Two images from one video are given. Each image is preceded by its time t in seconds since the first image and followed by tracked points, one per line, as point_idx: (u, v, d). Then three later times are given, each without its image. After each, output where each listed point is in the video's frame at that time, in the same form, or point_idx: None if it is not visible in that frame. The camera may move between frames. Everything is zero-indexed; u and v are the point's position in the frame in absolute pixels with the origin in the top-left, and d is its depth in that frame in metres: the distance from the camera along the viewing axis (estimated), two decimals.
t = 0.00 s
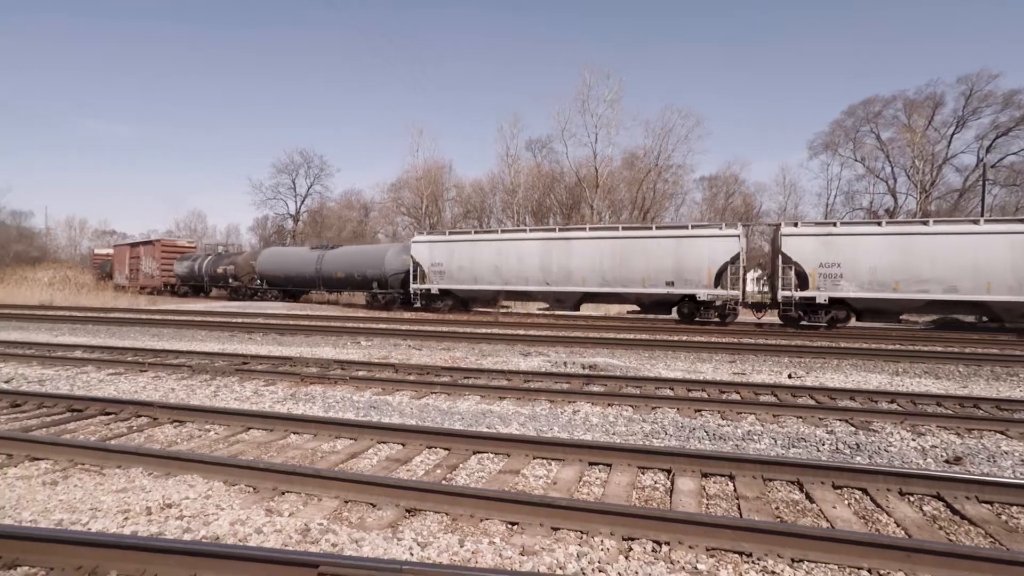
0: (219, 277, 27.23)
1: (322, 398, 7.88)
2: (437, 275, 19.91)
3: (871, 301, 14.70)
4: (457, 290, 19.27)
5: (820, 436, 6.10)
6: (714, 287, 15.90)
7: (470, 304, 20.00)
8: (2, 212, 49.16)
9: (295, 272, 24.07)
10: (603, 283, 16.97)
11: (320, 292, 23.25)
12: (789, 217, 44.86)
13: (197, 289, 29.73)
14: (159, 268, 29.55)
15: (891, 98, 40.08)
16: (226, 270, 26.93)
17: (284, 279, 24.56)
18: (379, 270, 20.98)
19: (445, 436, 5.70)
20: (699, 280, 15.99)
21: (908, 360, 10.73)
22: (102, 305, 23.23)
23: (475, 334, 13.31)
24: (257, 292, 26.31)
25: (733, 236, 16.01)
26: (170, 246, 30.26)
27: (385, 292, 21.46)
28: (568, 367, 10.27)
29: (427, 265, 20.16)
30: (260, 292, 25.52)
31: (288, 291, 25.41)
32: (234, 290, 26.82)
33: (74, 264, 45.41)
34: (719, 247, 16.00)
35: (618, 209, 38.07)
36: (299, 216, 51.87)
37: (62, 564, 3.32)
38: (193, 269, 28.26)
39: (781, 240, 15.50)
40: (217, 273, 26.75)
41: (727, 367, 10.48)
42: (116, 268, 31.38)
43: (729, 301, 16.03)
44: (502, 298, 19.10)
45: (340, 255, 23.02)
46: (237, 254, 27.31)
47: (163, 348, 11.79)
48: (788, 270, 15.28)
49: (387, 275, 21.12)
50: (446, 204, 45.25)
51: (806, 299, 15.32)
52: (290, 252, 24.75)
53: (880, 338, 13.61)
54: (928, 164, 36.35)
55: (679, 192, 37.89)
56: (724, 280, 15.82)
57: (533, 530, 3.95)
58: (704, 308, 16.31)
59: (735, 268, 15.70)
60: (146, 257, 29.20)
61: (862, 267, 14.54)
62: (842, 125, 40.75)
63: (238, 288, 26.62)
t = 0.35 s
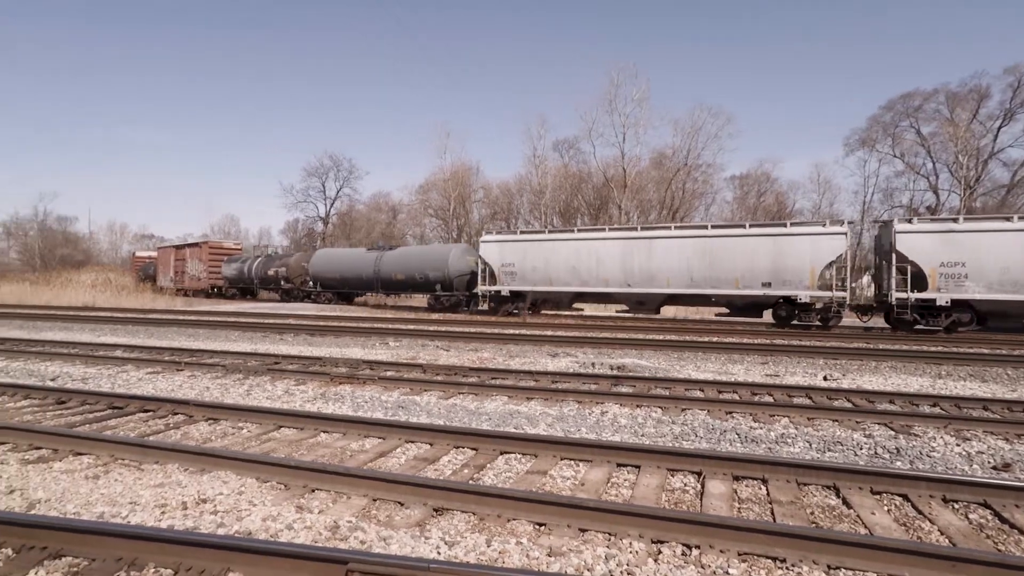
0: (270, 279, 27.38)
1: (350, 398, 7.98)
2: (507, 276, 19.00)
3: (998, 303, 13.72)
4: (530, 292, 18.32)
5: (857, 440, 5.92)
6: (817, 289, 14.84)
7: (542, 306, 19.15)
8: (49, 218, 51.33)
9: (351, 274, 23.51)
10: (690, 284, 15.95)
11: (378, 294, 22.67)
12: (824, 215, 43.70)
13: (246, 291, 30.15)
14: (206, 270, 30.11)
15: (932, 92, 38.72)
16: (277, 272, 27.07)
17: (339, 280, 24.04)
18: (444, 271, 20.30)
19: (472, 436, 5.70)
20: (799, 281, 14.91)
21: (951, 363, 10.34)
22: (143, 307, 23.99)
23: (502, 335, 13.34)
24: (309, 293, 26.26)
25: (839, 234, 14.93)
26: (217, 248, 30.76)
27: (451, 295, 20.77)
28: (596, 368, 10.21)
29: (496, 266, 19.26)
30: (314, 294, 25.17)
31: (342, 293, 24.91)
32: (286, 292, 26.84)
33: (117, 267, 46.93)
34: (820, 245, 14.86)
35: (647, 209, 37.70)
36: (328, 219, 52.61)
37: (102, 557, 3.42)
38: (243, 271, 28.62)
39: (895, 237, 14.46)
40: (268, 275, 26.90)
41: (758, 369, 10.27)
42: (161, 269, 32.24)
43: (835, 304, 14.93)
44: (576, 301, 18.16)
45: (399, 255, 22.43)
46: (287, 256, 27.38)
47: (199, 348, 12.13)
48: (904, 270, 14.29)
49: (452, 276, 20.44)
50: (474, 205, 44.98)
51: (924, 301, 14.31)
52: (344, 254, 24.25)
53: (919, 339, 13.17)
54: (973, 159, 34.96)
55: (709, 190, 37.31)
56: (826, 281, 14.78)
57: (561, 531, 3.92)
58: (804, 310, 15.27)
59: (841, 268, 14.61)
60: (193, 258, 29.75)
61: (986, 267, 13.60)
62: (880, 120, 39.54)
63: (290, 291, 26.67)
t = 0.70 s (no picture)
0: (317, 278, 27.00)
1: (376, 394, 8.05)
2: (580, 276, 17.96)
3: None
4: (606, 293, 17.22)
5: (894, 442, 5.73)
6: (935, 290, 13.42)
7: (614, 307, 18.10)
8: (87, 219, 52.92)
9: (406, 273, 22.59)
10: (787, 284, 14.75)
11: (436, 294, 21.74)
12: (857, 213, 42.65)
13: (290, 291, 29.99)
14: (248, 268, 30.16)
15: (973, 84, 37.31)
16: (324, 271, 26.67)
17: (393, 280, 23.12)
18: (509, 270, 19.29)
19: (496, 433, 5.69)
20: (914, 282, 13.58)
21: (992, 364, 9.96)
22: (177, 305, 24.56)
23: (526, 334, 13.32)
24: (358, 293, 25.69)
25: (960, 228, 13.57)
26: (258, 247, 30.72)
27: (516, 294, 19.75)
28: (620, 366, 10.12)
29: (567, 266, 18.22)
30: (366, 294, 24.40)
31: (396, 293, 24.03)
32: (334, 292, 26.37)
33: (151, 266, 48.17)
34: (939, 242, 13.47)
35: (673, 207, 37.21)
36: (355, 219, 53.31)
37: (135, 548, 3.49)
38: (289, 270, 28.44)
39: None
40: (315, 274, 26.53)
41: (788, 369, 10.04)
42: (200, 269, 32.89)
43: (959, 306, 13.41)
44: (653, 301, 17.14)
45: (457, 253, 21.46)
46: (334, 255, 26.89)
47: (230, 345, 12.40)
48: None
49: (518, 275, 19.41)
50: (499, 205, 45.72)
51: None
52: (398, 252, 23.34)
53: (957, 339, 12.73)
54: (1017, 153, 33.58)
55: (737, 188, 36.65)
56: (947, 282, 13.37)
57: (586, 529, 3.87)
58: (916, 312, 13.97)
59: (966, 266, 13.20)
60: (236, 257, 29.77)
61: None
62: (917, 114, 38.39)
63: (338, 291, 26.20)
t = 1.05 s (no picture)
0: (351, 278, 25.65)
1: (387, 393, 8.04)
2: (644, 277, 16.75)
3: None
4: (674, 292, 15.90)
5: (913, 442, 5.60)
6: None
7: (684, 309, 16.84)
8: (106, 221, 53.61)
9: (450, 272, 21.09)
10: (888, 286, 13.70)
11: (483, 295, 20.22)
12: (875, 211, 42.06)
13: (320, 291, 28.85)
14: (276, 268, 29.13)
15: (995, 79, 36.57)
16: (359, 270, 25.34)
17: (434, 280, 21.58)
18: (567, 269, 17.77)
19: (507, 431, 5.65)
20: None
21: (1014, 364, 9.72)
22: (192, 305, 24.81)
23: (538, 333, 13.26)
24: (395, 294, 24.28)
25: None
26: (287, 246, 29.61)
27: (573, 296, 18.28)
28: (632, 365, 10.04)
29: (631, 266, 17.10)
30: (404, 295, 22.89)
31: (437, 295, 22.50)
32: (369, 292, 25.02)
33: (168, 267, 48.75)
34: None
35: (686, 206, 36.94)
36: (367, 220, 53.63)
37: (144, 541, 3.50)
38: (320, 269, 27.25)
39: None
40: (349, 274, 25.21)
41: (803, 368, 9.90)
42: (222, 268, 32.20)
43: None
44: (723, 303, 15.99)
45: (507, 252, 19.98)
46: (370, 254, 25.41)
47: (243, 344, 12.48)
48: None
49: (576, 274, 17.92)
50: (511, 205, 45.75)
51: None
52: (439, 251, 21.89)
53: (976, 338, 12.49)
54: None
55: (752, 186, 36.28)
56: None
57: (596, 527, 3.82)
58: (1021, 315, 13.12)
59: None
60: (263, 256, 28.89)
61: None
62: (936, 111, 37.79)
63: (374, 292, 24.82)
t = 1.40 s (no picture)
0: (379, 278, 24.39)
1: (389, 393, 8.03)
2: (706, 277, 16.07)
3: None
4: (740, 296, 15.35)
5: (918, 443, 5.56)
6: None
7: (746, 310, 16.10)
8: (110, 221, 53.81)
9: (488, 273, 20.11)
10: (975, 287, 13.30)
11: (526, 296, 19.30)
12: (879, 211, 41.88)
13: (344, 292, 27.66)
14: (296, 267, 28.44)
15: (1000, 79, 36.39)
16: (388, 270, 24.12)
17: (471, 281, 20.49)
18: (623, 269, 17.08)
19: (509, 432, 5.63)
20: None
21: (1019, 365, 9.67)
22: (195, 305, 24.85)
23: (540, 333, 13.25)
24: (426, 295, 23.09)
25: None
26: (305, 246, 28.88)
27: (625, 298, 17.71)
28: (634, 366, 10.01)
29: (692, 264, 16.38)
30: (437, 297, 21.76)
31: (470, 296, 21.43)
32: (399, 293, 23.77)
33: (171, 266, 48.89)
34: None
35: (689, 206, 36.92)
36: (370, 219, 53.73)
37: (146, 541, 3.49)
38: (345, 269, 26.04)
39: None
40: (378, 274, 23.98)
41: (807, 369, 9.86)
42: (235, 269, 31.57)
43: None
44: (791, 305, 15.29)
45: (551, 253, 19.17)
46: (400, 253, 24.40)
47: (246, 344, 12.49)
48: None
49: (629, 275, 17.28)
50: (514, 205, 45.76)
51: None
52: (474, 251, 20.90)
53: (980, 340, 12.43)
54: None
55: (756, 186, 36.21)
56: None
57: (598, 528, 3.80)
58: None
59: None
60: (281, 255, 28.23)
61: None
62: (941, 111, 37.61)
63: (405, 292, 23.61)
